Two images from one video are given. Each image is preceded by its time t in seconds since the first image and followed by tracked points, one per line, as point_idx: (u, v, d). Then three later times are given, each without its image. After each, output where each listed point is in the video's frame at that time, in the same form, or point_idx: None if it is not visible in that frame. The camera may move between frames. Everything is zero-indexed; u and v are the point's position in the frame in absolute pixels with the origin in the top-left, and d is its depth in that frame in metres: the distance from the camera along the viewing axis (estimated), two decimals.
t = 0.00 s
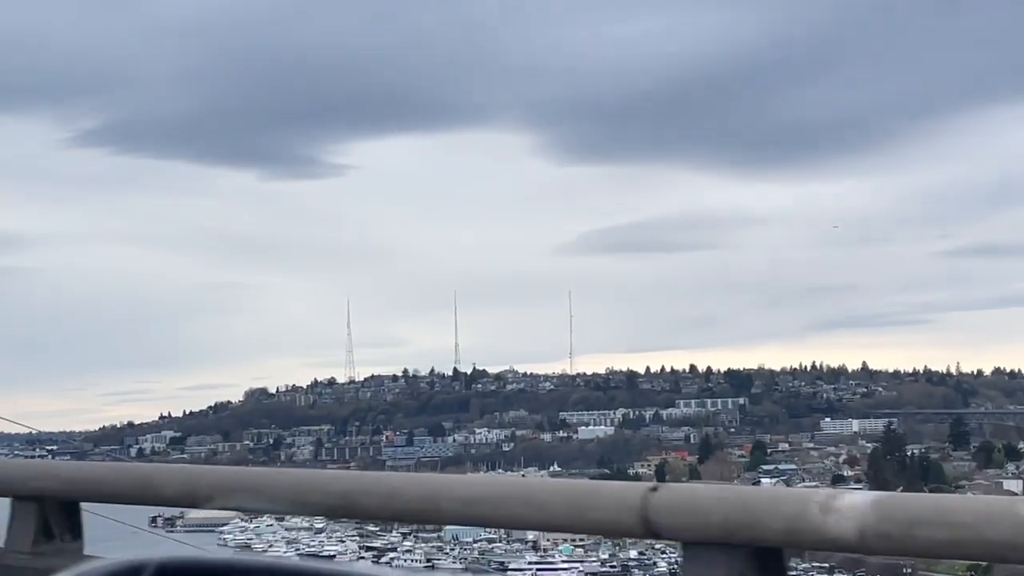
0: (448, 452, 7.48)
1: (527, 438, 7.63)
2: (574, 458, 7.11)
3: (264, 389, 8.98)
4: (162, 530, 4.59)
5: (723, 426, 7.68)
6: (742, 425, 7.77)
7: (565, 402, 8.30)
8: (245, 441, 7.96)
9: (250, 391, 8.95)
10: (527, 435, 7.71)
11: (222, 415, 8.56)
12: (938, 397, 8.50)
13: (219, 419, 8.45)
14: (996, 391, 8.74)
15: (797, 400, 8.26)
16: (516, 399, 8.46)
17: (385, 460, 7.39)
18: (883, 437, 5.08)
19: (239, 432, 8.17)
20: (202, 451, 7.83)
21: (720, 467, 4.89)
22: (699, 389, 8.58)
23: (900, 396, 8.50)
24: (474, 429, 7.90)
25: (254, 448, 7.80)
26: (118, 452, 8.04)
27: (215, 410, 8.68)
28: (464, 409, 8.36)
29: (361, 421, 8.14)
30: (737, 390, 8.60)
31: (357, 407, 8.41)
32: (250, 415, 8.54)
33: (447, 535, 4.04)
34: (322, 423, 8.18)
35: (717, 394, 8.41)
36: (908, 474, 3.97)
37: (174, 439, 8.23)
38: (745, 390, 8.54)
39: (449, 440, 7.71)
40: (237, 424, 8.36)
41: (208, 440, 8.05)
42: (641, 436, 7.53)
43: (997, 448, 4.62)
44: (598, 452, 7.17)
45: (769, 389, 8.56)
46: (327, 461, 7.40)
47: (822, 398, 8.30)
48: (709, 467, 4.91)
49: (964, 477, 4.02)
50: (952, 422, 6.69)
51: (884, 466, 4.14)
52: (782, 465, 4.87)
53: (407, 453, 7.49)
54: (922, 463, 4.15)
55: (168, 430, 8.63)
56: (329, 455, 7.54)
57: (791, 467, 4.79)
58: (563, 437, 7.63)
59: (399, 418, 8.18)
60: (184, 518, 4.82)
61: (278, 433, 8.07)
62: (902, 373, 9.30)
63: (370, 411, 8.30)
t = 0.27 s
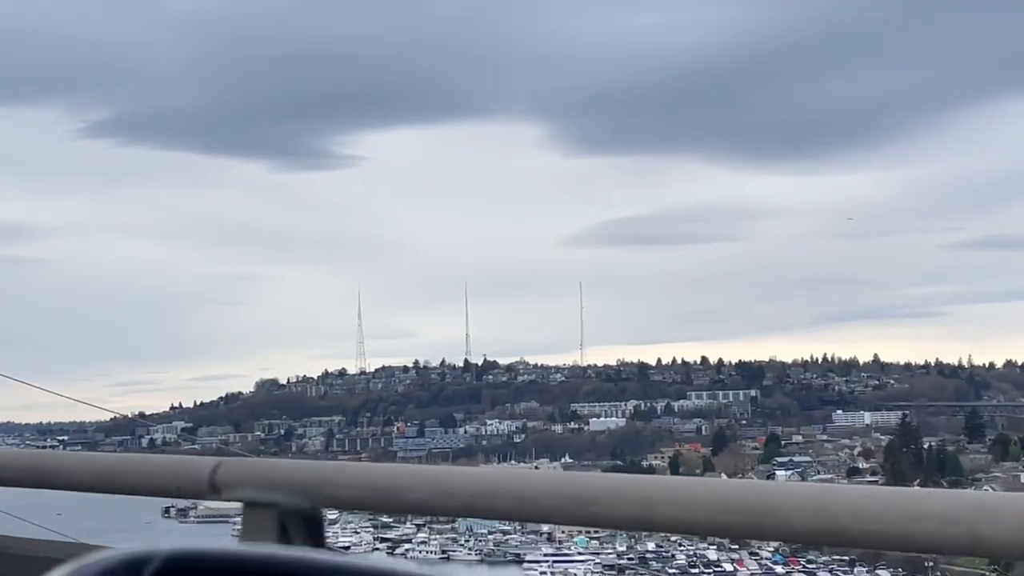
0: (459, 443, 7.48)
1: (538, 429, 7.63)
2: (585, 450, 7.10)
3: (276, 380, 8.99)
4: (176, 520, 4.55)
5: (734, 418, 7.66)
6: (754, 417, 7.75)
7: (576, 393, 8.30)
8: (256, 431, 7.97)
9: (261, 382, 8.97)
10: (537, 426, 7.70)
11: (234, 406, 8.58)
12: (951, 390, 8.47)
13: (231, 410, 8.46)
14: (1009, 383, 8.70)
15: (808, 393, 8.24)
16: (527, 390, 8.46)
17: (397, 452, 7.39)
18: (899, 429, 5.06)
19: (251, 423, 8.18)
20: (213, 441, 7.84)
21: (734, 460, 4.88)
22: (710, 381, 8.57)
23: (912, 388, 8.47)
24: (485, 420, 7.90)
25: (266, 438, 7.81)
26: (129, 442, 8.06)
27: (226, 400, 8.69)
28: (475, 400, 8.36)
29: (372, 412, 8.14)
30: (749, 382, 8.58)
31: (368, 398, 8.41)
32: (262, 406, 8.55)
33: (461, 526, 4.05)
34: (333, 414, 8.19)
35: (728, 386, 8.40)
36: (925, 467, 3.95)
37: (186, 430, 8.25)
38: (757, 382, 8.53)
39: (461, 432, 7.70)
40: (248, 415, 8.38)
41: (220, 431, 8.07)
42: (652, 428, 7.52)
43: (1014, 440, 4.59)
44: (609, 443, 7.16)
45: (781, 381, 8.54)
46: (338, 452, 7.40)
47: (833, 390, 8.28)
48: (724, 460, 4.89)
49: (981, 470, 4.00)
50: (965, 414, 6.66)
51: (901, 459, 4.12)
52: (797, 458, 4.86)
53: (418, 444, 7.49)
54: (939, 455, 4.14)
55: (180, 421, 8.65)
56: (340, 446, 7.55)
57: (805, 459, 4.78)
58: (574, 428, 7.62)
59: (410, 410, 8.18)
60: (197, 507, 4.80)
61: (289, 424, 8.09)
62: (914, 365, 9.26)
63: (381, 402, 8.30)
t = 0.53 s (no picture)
0: (472, 437, 7.47)
1: (551, 424, 7.61)
2: (600, 444, 7.08)
3: (288, 373, 8.99)
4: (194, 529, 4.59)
5: (749, 412, 7.65)
6: (768, 411, 7.73)
7: (589, 387, 8.28)
8: (269, 425, 7.97)
9: (274, 375, 8.97)
10: (551, 420, 7.69)
11: (246, 399, 8.58)
12: (966, 384, 8.44)
13: (244, 403, 8.47)
14: None
15: (823, 387, 8.22)
16: (540, 384, 8.45)
17: (410, 445, 7.38)
18: (918, 424, 5.03)
19: (264, 417, 8.19)
20: (226, 435, 7.84)
21: (751, 455, 4.86)
22: (724, 375, 8.55)
23: (926, 383, 8.44)
24: (498, 414, 7.89)
25: (279, 432, 7.81)
26: (143, 435, 8.07)
27: (239, 394, 8.69)
28: (488, 394, 8.35)
29: (385, 405, 8.14)
30: (763, 377, 8.56)
31: (381, 392, 8.41)
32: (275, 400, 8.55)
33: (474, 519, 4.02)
34: (346, 407, 8.19)
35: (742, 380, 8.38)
36: (946, 462, 3.92)
37: (199, 424, 8.26)
38: (771, 376, 8.50)
39: (474, 425, 7.69)
40: (261, 409, 8.38)
41: (233, 424, 8.07)
42: (665, 422, 7.50)
43: None
44: (623, 438, 7.15)
45: (796, 375, 8.51)
46: (351, 445, 7.40)
47: (848, 384, 8.25)
48: (740, 455, 4.87)
49: (1002, 466, 3.98)
50: (982, 409, 6.62)
51: (922, 455, 4.09)
52: (814, 453, 4.84)
53: (432, 438, 7.48)
54: (960, 451, 4.11)
55: (193, 414, 8.65)
56: (353, 440, 7.55)
57: (823, 454, 4.75)
58: (588, 422, 7.61)
59: (423, 403, 8.18)
60: (212, 502, 4.79)
61: (303, 417, 8.09)
62: (928, 360, 9.23)
63: (394, 395, 8.30)
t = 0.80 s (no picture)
0: (487, 433, 7.47)
1: (567, 420, 7.60)
2: (616, 440, 7.07)
3: (303, 369, 9.00)
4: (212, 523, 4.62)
5: (765, 409, 7.63)
6: (784, 408, 7.71)
7: (604, 383, 8.27)
8: (285, 421, 7.98)
9: (289, 371, 8.97)
10: (566, 416, 7.68)
11: (261, 395, 8.59)
12: (983, 382, 8.40)
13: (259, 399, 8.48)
14: None
15: (838, 384, 8.20)
16: (555, 381, 8.45)
17: (425, 441, 7.38)
18: (937, 421, 5.01)
19: (279, 412, 8.20)
20: (242, 430, 7.85)
21: (770, 452, 4.85)
22: (740, 372, 8.53)
23: (943, 380, 8.41)
24: (513, 411, 7.89)
25: (295, 427, 7.82)
26: (159, 430, 8.09)
27: (254, 389, 8.70)
28: (503, 391, 8.35)
29: (400, 401, 8.14)
30: (778, 374, 8.53)
31: (396, 388, 8.42)
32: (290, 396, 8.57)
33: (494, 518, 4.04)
34: (361, 403, 8.19)
35: (757, 377, 8.36)
36: (967, 461, 3.91)
37: (214, 419, 8.27)
38: (786, 373, 8.48)
39: (489, 421, 7.69)
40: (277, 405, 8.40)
41: (248, 420, 8.09)
42: (681, 419, 7.49)
43: None
44: (639, 434, 7.13)
45: (811, 372, 8.49)
46: (367, 441, 7.40)
47: (864, 381, 8.22)
48: (758, 452, 4.86)
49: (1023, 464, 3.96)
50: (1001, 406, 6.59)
51: (942, 453, 4.08)
52: (833, 450, 4.82)
53: (447, 434, 7.48)
54: (981, 449, 4.09)
55: (209, 409, 8.66)
56: (368, 436, 7.55)
57: (842, 451, 4.74)
58: (604, 419, 7.60)
59: (438, 399, 8.18)
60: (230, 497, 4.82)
61: (318, 413, 8.10)
62: (945, 357, 9.20)
63: (409, 392, 8.31)
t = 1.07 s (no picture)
0: (503, 431, 7.45)
1: (582, 419, 7.58)
2: (632, 439, 7.04)
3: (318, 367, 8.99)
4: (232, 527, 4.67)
5: (782, 408, 7.59)
6: (801, 407, 7.67)
7: (619, 382, 8.24)
8: (300, 419, 7.99)
9: (303, 369, 8.97)
10: (582, 415, 7.66)
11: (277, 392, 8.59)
12: (1003, 381, 8.33)
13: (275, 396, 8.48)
14: None
15: (856, 383, 8.15)
16: (571, 379, 8.43)
17: (441, 439, 7.37)
18: (958, 420, 4.97)
19: (295, 410, 8.20)
20: (257, 428, 7.86)
21: (789, 451, 4.82)
22: (756, 370, 8.49)
23: (962, 380, 8.35)
24: (528, 409, 7.87)
25: (310, 426, 7.83)
26: (174, 427, 8.10)
27: (269, 387, 8.70)
28: (518, 389, 8.33)
29: (415, 400, 8.13)
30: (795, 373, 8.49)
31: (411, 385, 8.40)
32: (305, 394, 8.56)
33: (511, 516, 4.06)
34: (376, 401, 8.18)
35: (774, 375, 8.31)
36: (990, 461, 3.88)
37: (229, 417, 8.28)
38: (803, 371, 8.43)
39: (505, 420, 7.68)
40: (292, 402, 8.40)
41: (264, 418, 8.09)
42: (697, 418, 7.46)
43: None
44: (655, 433, 7.11)
45: (829, 371, 8.44)
46: (382, 439, 7.40)
47: (882, 380, 8.16)
48: (777, 451, 4.83)
49: None
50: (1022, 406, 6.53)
51: (965, 452, 4.04)
52: (853, 449, 4.79)
53: (462, 433, 7.47)
54: (1005, 448, 4.05)
55: (224, 407, 8.67)
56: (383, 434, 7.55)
57: (862, 450, 4.71)
58: (620, 418, 7.57)
59: (453, 398, 8.16)
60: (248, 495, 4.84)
61: (333, 411, 8.10)
62: (963, 356, 9.13)
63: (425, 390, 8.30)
